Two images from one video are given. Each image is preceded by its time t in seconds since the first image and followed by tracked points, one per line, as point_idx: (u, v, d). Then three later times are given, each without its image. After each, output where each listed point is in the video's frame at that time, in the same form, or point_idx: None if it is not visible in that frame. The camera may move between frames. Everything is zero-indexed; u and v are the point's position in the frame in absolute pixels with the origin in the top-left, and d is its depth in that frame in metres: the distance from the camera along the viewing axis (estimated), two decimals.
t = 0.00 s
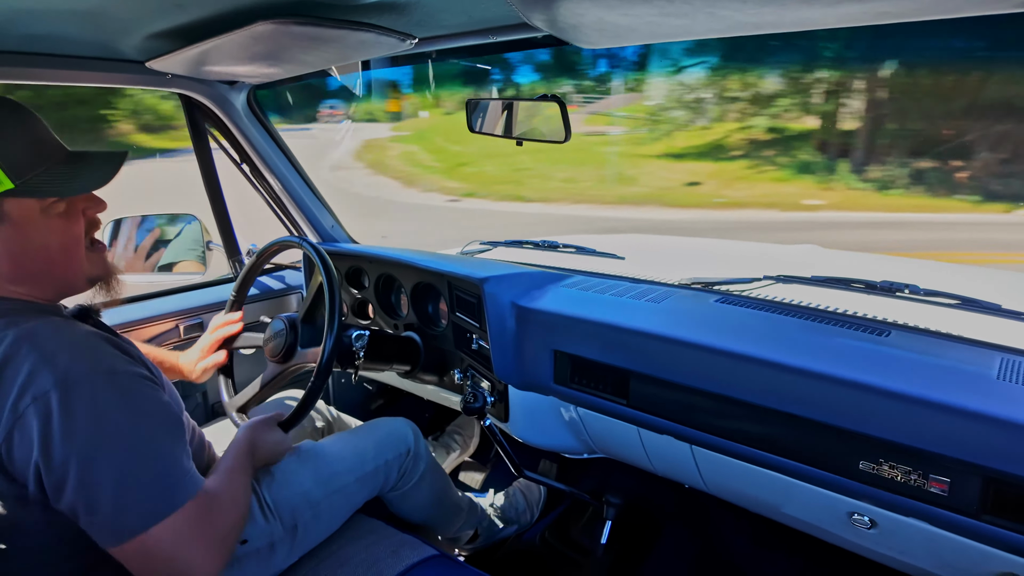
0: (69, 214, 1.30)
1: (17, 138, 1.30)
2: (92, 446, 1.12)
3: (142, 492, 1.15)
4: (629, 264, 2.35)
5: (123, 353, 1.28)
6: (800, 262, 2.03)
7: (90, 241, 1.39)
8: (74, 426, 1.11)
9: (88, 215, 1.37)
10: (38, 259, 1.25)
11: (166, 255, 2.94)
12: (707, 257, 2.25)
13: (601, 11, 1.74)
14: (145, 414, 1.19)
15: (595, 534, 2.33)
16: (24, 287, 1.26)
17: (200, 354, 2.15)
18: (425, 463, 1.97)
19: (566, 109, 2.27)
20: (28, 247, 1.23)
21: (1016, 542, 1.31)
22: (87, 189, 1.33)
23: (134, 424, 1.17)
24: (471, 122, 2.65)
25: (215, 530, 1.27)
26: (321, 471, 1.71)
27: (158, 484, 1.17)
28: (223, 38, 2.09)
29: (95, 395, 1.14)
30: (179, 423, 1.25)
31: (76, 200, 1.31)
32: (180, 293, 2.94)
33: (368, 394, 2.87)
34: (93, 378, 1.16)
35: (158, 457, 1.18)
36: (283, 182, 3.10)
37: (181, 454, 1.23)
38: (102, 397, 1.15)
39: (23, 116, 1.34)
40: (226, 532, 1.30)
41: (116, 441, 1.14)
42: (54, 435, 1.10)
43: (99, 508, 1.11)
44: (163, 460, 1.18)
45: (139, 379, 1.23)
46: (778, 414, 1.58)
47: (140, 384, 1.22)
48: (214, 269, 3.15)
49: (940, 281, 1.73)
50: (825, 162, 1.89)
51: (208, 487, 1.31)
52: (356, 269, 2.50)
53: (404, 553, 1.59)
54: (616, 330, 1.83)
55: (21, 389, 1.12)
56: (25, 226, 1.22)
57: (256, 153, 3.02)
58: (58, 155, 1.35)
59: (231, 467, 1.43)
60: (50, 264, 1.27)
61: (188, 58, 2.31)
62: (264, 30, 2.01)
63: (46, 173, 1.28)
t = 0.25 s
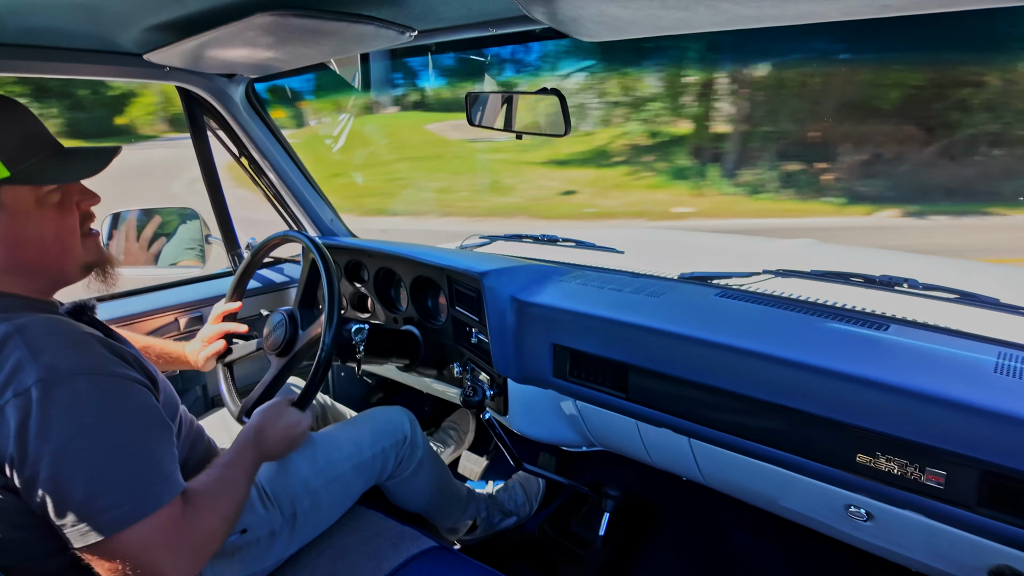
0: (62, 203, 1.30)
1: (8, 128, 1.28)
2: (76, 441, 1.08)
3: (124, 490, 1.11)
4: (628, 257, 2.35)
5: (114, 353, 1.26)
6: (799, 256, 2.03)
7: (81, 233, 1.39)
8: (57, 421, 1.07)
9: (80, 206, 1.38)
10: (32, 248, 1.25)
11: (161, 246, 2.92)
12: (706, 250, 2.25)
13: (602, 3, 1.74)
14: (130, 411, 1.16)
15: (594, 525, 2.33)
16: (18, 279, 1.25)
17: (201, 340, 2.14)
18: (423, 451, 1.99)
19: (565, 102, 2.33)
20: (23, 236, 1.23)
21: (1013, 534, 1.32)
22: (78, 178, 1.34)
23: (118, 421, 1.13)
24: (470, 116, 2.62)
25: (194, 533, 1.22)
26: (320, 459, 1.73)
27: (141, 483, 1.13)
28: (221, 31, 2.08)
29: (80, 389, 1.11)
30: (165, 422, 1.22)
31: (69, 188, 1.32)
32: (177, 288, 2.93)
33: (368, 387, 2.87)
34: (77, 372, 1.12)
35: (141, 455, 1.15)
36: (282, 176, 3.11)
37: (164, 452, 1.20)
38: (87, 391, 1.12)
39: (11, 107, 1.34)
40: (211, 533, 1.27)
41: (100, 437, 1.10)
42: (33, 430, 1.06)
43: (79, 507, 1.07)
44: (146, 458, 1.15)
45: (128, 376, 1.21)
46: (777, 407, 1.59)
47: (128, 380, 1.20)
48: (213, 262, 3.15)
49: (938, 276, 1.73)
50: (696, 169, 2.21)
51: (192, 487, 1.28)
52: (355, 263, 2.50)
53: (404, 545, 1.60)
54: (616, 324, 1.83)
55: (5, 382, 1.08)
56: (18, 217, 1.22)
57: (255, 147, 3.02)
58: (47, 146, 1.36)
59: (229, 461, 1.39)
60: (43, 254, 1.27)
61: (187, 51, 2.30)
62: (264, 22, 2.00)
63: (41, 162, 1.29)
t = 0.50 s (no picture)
0: (63, 209, 1.26)
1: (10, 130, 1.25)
2: (82, 462, 1.06)
3: (138, 505, 1.09)
4: (623, 251, 2.34)
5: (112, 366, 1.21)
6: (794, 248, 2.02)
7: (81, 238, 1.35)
8: (62, 444, 1.05)
9: (84, 213, 1.33)
10: (30, 254, 1.21)
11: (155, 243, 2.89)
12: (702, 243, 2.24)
13: None
14: (136, 424, 1.13)
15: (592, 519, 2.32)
16: (14, 287, 1.21)
17: (197, 328, 2.14)
18: (425, 458, 1.98)
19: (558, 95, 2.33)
20: (20, 243, 1.19)
21: (1010, 523, 1.32)
22: (80, 184, 1.29)
23: (124, 435, 1.10)
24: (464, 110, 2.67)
25: (214, 533, 1.18)
26: (322, 471, 1.70)
27: (154, 495, 1.10)
28: (214, 26, 2.06)
29: (82, 408, 1.08)
30: (172, 431, 1.19)
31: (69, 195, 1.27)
32: (175, 287, 2.94)
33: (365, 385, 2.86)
34: (77, 391, 1.10)
35: (152, 467, 1.11)
36: (275, 174, 3.09)
37: (176, 461, 1.16)
38: (89, 409, 1.09)
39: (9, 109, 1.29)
40: (234, 527, 1.22)
41: (107, 454, 1.08)
42: (41, 456, 1.04)
43: (96, 524, 1.06)
44: (157, 469, 1.12)
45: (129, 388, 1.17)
46: (775, 400, 1.58)
47: (131, 392, 1.16)
48: (207, 261, 3.13)
49: (935, 263, 1.71)
50: (570, 173, 2.51)
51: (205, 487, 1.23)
52: (349, 260, 2.48)
53: (402, 542, 1.59)
54: (612, 318, 1.82)
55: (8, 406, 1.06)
56: (17, 223, 1.18)
57: (247, 144, 3.00)
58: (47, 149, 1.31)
59: (242, 452, 1.32)
60: (41, 260, 1.23)
61: (177, 47, 2.28)
62: (257, 17, 1.99)
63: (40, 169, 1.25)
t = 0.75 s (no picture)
0: (76, 226, 1.26)
1: (28, 146, 1.25)
2: (96, 474, 1.06)
3: (154, 510, 1.11)
4: (615, 242, 2.36)
5: (109, 374, 1.21)
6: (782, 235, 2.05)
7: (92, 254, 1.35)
8: (74, 458, 1.05)
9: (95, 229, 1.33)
10: (40, 269, 1.21)
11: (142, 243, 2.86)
12: (691, 232, 2.26)
13: None
14: (143, 431, 1.15)
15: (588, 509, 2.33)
16: (18, 299, 1.21)
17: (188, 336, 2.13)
18: (422, 459, 2.01)
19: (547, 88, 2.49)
20: (31, 257, 1.20)
21: (996, 498, 1.35)
22: (93, 203, 1.30)
23: (134, 443, 1.12)
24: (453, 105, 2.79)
25: (228, 525, 1.23)
26: (320, 474, 1.72)
27: (169, 498, 1.13)
28: (196, 26, 2.05)
29: (90, 421, 1.09)
30: (178, 435, 1.21)
31: (82, 212, 1.27)
32: (165, 289, 2.93)
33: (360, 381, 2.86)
34: (84, 405, 1.10)
35: (164, 471, 1.13)
36: (263, 173, 3.08)
37: (187, 462, 1.19)
38: (97, 421, 1.10)
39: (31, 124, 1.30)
40: (248, 517, 1.27)
41: (119, 464, 1.09)
42: (53, 472, 1.04)
43: (111, 531, 1.07)
44: (169, 472, 1.14)
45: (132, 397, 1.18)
46: (766, 385, 1.61)
47: (134, 402, 1.18)
48: (197, 262, 3.12)
49: (920, 247, 1.74)
50: (452, 186, 2.86)
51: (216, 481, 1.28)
52: (342, 258, 2.48)
53: (403, 536, 1.61)
54: (605, 309, 1.84)
55: (12, 423, 1.06)
56: (31, 237, 1.19)
57: (235, 144, 2.99)
58: (66, 169, 1.32)
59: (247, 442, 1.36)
60: (52, 275, 1.23)
61: (160, 47, 2.26)
62: (240, 16, 1.98)
63: (52, 184, 1.25)
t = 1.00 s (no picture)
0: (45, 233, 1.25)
1: None
2: (86, 484, 1.06)
3: (150, 512, 1.10)
4: (609, 240, 2.36)
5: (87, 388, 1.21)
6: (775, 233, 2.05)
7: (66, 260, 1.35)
8: (60, 471, 1.04)
9: (64, 233, 1.32)
10: (9, 280, 1.21)
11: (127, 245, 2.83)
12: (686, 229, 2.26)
13: None
14: (129, 437, 1.14)
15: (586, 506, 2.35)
16: None
17: (180, 340, 2.12)
18: (422, 463, 2.01)
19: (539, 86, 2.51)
20: None
21: (990, 492, 1.36)
22: (69, 207, 1.29)
23: (121, 450, 1.11)
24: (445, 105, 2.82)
25: (231, 521, 1.22)
26: (318, 479, 1.71)
27: (164, 499, 1.12)
28: (184, 25, 2.04)
29: (73, 432, 1.08)
30: (164, 439, 1.21)
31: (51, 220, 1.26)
32: (156, 291, 2.90)
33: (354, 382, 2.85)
34: (66, 417, 1.09)
35: (156, 474, 1.13)
36: (255, 172, 3.07)
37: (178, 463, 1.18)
38: (81, 431, 1.09)
39: None
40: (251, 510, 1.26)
41: (107, 471, 1.08)
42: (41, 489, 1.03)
43: (116, 537, 1.07)
44: (161, 474, 1.14)
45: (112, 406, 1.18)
46: (760, 382, 1.61)
47: (116, 411, 1.17)
48: (189, 263, 3.10)
49: (911, 244, 1.76)
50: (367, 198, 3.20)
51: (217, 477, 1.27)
52: (335, 257, 2.47)
53: (400, 537, 1.61)
54: (600, 307, 1.84)
55: None
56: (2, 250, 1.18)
57: (226, 144, 2.96)
58: (34, 172, 1.30)
59: (247, 437, 1.34)
60: (24, 286, 1.23)
61: (149, 47, 2.24)
62: (229, 15, 1.97)
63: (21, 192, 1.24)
